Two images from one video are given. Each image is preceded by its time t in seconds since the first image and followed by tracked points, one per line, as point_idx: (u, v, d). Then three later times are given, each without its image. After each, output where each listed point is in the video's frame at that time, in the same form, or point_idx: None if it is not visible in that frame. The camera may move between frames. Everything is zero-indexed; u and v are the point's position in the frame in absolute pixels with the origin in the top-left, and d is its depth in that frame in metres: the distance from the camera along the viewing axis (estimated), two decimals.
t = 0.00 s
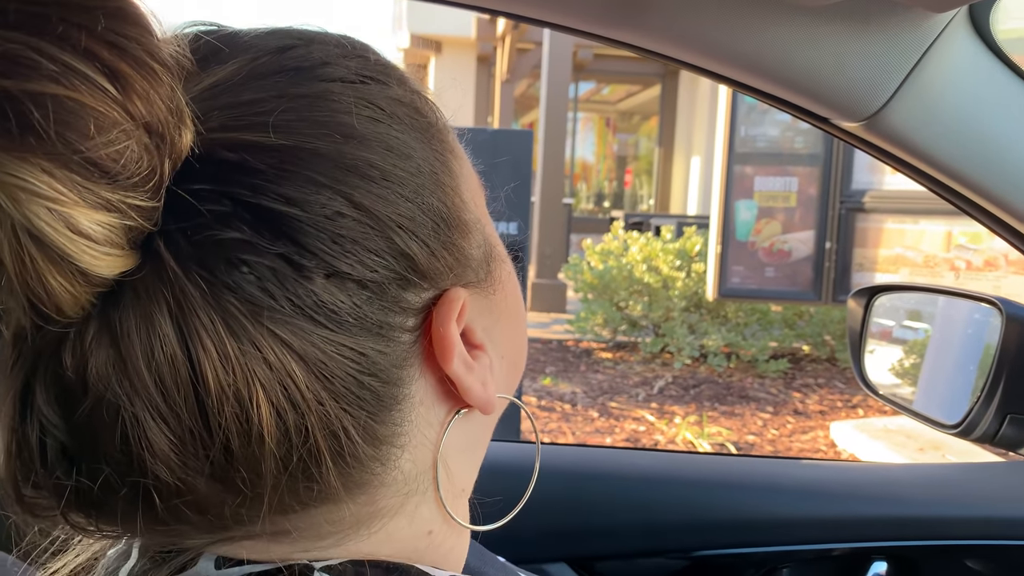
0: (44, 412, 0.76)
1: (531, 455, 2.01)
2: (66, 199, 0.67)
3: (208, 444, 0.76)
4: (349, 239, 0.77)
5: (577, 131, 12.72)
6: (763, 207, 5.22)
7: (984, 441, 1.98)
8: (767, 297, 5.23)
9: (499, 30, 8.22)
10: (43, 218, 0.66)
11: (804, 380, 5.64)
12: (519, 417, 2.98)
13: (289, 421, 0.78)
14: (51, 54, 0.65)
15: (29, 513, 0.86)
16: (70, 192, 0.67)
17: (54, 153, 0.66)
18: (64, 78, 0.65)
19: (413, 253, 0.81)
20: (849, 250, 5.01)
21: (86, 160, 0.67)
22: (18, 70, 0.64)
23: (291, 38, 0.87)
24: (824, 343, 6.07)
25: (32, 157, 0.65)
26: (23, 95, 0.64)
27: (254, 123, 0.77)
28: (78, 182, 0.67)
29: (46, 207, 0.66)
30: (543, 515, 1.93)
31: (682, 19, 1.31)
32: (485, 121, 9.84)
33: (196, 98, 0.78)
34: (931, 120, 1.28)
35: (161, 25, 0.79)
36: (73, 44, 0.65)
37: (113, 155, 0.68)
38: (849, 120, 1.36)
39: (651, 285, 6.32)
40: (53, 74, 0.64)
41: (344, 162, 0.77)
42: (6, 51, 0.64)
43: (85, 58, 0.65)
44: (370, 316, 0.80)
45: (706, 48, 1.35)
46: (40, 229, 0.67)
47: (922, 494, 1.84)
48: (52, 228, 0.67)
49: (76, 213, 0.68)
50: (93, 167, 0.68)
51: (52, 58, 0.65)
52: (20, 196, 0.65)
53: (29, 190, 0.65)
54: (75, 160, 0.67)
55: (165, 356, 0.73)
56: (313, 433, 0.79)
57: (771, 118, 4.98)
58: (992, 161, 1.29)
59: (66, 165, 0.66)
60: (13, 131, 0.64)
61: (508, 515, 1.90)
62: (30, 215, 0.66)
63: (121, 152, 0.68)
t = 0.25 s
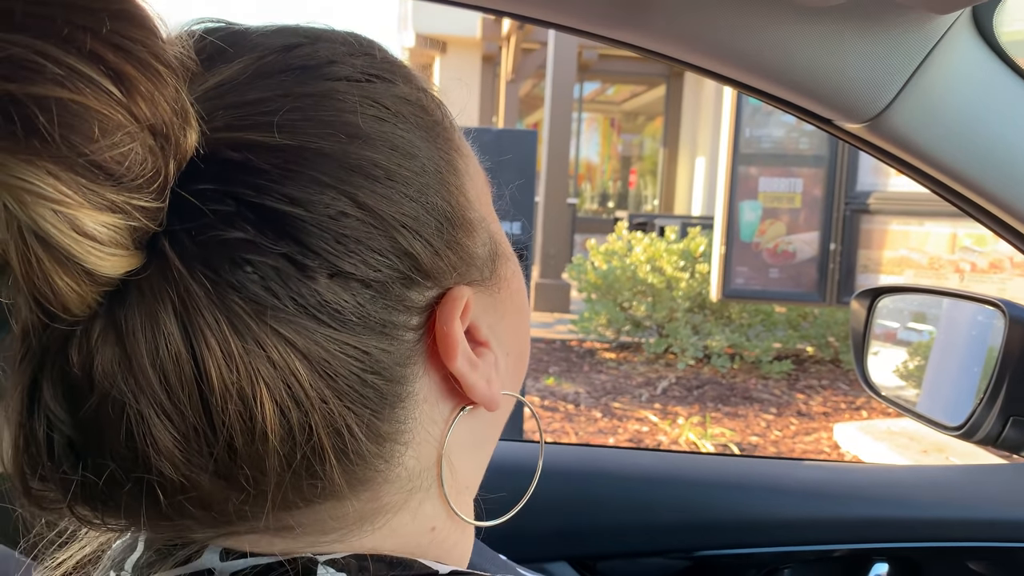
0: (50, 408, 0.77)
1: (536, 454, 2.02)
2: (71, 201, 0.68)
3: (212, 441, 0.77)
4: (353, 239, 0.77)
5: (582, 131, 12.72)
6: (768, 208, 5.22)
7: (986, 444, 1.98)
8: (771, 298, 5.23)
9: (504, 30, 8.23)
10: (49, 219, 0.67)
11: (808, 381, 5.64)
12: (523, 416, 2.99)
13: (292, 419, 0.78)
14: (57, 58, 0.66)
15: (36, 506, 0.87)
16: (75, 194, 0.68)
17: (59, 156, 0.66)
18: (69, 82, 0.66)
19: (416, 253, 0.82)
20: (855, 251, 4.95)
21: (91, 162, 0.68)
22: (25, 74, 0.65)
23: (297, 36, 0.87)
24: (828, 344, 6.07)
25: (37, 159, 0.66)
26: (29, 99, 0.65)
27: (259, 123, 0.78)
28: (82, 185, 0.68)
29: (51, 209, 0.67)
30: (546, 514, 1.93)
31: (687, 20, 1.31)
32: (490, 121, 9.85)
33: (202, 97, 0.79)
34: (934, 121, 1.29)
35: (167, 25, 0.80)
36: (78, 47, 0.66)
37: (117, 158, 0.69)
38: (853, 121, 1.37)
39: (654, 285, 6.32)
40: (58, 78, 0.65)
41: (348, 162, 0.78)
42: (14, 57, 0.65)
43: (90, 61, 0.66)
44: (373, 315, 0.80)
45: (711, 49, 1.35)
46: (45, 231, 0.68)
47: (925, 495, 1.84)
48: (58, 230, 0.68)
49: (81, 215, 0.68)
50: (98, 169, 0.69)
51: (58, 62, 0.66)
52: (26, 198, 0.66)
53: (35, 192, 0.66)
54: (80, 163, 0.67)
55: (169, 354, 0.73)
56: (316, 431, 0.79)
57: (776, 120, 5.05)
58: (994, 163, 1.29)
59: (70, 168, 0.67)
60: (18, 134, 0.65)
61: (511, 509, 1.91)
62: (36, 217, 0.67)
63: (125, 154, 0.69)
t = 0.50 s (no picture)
0: (44, 406, 0.77)
1: (533, 453, 2.02)
2: (63, 199, 0.68)
3: (205, 439, 0.77)
4: (347, 238, 0.77)
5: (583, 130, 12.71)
6: (769, 207, 5.20)
7: (985, 443, 1.98)
8: (772, 297, 5.22)
9: (506, 28, 8.22)
10: (41, 217, 0.67)
11: (809, 380, 5.63)
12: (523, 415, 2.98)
13: (286, 418, 0.78)
14: (49, 56, 0.66)
15: (30, 504, 0.87)
16: (67, 192, 0.68)
17: (51, 154, 0.66)
18: (61, 79, 0.65)
19: (411, 252, 0.82)
20: (855, 251, 4.98)
21: (83, 160, 0.68)
22: (17, 71, 0.65)
23: (291, 34, 0.87)
24: (829, 344, 6.06)
25: (29, 158, 0.66)
26: (22, 97, 0.65)
27: (253, 121, 0.78)
28: (74, 183, 0.68)
29: (43, 207, 0.67)
30: (544, 512, 1.93)
31: (687, 18, 1.31)
32: (492, 119, 9.84)
33: (196, 95, 0.78)
34: (934, 121, 1.28)
35: (161, 24, 0.79)
36: (71, 44, 0.66)
37: (110, 156, 0.69)
38: (852, 120, 1.36)
39: (655, 284, 6.32)
40: (50, 76, 0.65)
41: (343, 160, 0.78)
42: (7, 54, 0.65)
43: (82, 59, 0.66)
44: (367, 314, 0.80)
45: (711, 48, 1.35)
46: (37, 229, 0.68)
47: (924, 494, 1.85)
48: (50, 228, 0.68)
49: (73, 213, 0.68)
50: (90, 168, 0.68)
51: (50, 60, 0.65)
52: (17, 196, 0.66)
53: (26, 190, 0.66)
54: (72, 161, 0.67)
55: (162, 354, 0.73)
56: (309, 430, 0.79)
57: (778, 118, 5.00)
58: (994, 162, 1.29)
59: (62, 166, 0.67)
60: (10, 132, 0.65)
61: (507, 510, 1.91)
62: (27, 215, 0.67)
63: (117, 152, 0.69)
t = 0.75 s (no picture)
0: (44, 411, 0.78)
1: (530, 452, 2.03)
2: (61, 208, 0.68)
3: (203, 443, 0.78)
4: (342, 244, 0.78)
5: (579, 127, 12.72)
6: (765, 204, 5.21)
7: (980, 441, 2.00)
8: (769, 294, 5.24)
9: (501, 26, 8.22)
10: (39, 226, 0.68)
11: (805, 377, 5.65)
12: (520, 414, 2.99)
13: (283, 422, 0.79)
14: (45, 67, 0.65)
15: (32, 508, 0.88)
16: (65, 201, 0.68)
17: (49, 165, 0.66)
18: (59, 90, 0.65)
19: (407, 257, 0.82)
20: (851, 247, 5.00)
21: (81, 170, 0.68)
22: (13, 83, 0.65)
23: (288, 42, 0.88)
24: (825, 340, 6.09)
25: (27, 168, 0.66)
26: (19, 108, 0.65)
27: (248, 129, 0.78)
28: (72, 192, 0.68)
29: (42, 217, 0.67)
30: (543, 512, 1.94)
31: (681, 22, 1.31)
32: (488, 117, 9.84)
33: (193, 104, 0.80)
34: (924, 123, 1.30)
35: (157, 35, 0.80)
36: (68, 56, 0.66)
37: (107, 165, 0.69)
38: (844, 122, 1.37)
39: (652, 281, 6.34)
40: (48, 87, 0.65)
41: (338, 167, 0.78)
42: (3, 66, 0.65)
43: (79, 70, 0.66)
44: (363, 319, 0.81)
45: (706, 51, 1.36)
46: (36, 238, 0.68)
47: (919, 492, 1.86)
48: (48, 237, 0.68)
49: (72, 221, 0.69)
50: (88, 177, 0.69)
51: (47, 71, 0.65)
52: (16, 205, 0.66)
53: (25, 200, 0.66)
54: (70, 171, 0.67)
55: (160, 359, 0.74)
56: (306, 434, 0.80)
57: (773, 116, 5.03)
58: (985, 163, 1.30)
59: (60, 176, 0.67)
60: (8, 142, 0.65)
61: (507, 512, 1.91)
62: (26, 224, 0.67)
63: (114, 162, 0.69)
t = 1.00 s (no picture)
0: (16, 421, 0.76)
1: (516, 451, 2.01)
2: (30, 215, 0.67)
3: (179, 454, 0.76)
4: (320, 252, 0.77)
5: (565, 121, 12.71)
6: (752, 196, 5.23)
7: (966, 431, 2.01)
8: (756, 286, 5.25)
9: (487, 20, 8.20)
10: (8, 234, 0.67)
11: (793, 368, 5.68)
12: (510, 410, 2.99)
13: (261, 432, 0.78)
14: (16, 74, 0.66)
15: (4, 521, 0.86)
16: (34, 208, 0.67)
17: (19, 171, 0.66)
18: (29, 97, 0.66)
19: (386, 264, 0.81)
20: (837, 238, 5.06)
21: (51, 177, 0.67)
22: None
23: (266, 47, 0.86)
24: (812, 331, 6.11)
25: None
26: None
27: (224, 135, 0.77)
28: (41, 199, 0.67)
29: (10, 224, 0.67)
30: (534, 509, 1.94)
31: (665, 19, 1.31)
32: (474, 111, 9.81)
33: (167, 110, 0.77)
34: (907, 118, 1.30)
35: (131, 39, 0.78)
36: (38, 62, 0.67)
37: (77, 172, 0.68)
38: (829, 116, 1.37)
39: (639, 275, 6.35)
40: (18, 94, 0.66)
41: (316, 173, 0.77)
42: None
43: (49, 76, 0.66)
44: (341, 327, 0.80)
45: (689, 46, 1.35)
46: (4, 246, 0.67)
47: (907, 480, 1.87)
48: (17, 244, 0.67)
49: (41, 229, 0.68)
50: (58, 184, 0.68)
51: (18, 77, 0.66)
52: None
53: None
54: (39, 178, 0.67)
55: (135, 368, 0.73)
56: (283, 443, 0.79)
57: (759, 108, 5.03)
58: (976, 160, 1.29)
59: (29, 182, 0.67)
60: None
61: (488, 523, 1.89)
62: None
63: (86, 168, 0.68)
